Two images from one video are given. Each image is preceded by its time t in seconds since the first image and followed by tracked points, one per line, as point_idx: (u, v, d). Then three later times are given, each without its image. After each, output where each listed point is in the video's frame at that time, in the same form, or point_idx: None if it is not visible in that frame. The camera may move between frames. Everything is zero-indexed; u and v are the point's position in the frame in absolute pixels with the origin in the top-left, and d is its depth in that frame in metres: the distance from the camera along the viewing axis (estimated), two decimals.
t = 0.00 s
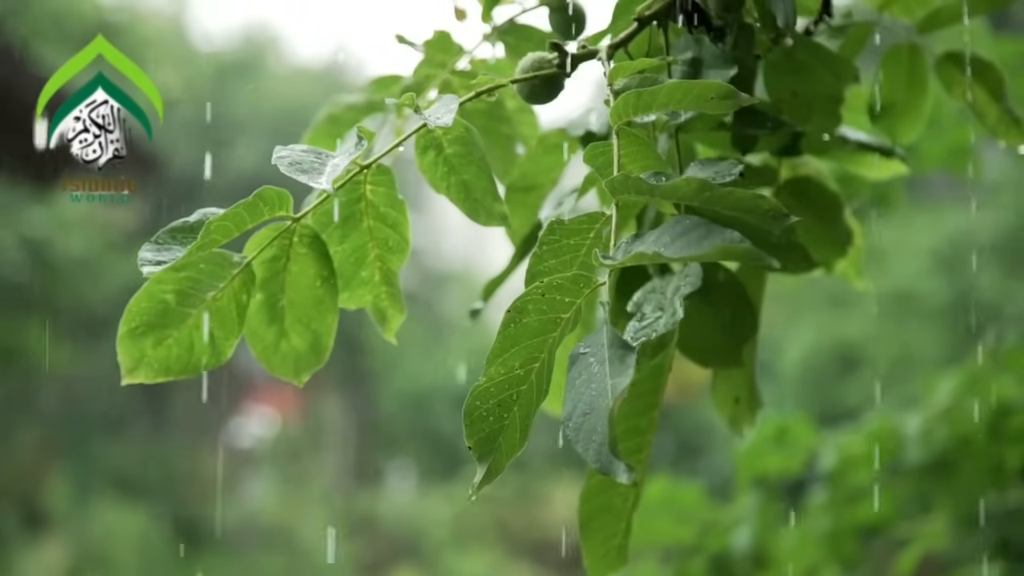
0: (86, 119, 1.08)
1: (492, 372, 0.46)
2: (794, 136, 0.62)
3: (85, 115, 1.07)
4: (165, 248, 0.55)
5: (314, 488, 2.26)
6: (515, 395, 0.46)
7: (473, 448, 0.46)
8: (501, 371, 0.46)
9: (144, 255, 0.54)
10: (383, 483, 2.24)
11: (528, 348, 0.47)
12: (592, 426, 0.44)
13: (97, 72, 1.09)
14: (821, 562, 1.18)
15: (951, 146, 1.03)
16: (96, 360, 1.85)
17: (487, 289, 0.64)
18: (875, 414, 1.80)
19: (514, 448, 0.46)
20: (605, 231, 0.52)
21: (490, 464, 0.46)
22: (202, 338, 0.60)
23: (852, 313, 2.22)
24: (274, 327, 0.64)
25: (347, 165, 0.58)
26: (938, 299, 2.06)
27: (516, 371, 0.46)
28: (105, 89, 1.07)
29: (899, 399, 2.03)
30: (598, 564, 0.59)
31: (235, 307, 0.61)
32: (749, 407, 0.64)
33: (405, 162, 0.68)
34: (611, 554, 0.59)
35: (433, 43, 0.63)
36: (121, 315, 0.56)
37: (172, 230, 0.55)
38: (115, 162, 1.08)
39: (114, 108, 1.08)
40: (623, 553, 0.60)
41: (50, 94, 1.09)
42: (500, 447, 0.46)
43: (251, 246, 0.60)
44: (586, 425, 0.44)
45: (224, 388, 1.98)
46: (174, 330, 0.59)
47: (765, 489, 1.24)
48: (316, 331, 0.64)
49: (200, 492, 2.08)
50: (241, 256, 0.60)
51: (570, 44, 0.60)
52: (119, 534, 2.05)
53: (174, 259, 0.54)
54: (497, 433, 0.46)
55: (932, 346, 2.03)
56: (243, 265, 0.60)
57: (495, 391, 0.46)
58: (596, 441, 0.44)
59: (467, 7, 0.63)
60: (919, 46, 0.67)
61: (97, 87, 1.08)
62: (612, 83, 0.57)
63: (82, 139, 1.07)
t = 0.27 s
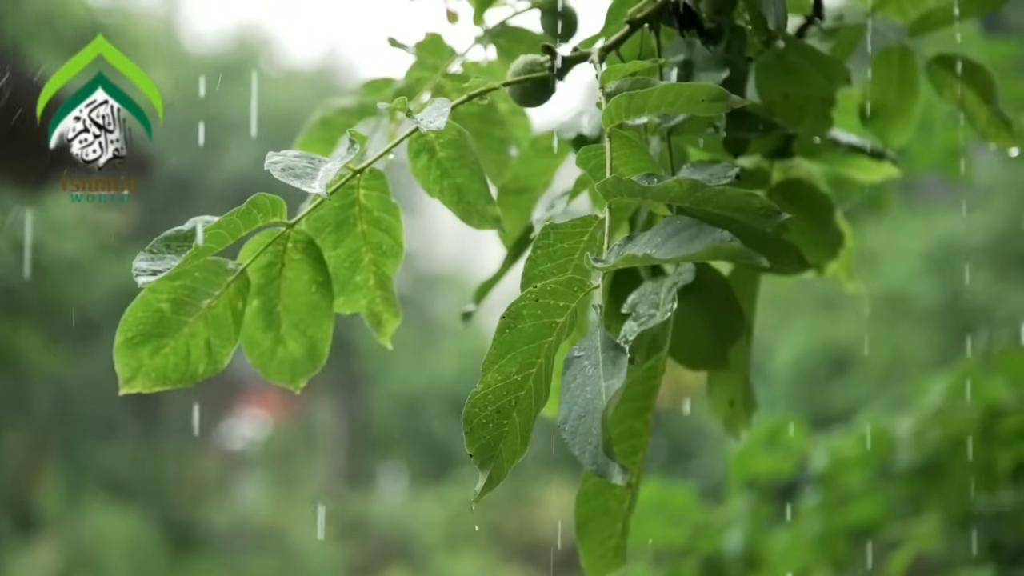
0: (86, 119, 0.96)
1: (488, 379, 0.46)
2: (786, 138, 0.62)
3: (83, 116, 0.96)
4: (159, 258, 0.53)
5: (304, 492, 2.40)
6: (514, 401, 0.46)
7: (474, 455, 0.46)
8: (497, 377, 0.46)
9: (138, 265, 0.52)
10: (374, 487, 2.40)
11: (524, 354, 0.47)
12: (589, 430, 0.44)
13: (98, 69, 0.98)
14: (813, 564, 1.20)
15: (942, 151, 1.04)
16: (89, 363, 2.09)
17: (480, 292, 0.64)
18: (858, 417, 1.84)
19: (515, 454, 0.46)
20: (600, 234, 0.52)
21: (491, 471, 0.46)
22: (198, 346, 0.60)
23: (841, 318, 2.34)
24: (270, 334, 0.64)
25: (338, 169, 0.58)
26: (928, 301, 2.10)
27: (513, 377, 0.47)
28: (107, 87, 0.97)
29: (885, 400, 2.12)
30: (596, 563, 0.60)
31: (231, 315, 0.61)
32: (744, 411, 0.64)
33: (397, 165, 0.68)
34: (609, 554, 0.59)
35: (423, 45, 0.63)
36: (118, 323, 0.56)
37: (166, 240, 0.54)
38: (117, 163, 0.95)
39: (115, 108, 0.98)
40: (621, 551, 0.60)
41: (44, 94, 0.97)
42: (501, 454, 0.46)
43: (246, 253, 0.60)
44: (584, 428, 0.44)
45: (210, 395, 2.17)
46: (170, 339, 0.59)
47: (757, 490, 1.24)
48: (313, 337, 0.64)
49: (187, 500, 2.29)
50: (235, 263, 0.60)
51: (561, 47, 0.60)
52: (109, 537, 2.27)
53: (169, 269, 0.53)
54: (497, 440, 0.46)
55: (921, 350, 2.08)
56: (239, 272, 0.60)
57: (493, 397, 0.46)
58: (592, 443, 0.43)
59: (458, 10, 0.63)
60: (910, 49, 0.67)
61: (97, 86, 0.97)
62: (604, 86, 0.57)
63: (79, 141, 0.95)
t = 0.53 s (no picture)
0: (86, 119, 0.95)
1: (472, 375, 0.46)
2: (776, 141, 0.62)
3: (84, 115, 0.94)
4: (146, 254, 0.54)
5: (293, 493, 2.33)
6: (494, 398, 0.46)
7: (451, 450, 0.46)
8: (481, 373, 0.46)
9: (126, 262, 0.53)
10: (365, 489, 2.31)
11: (508, 351, 0.47)
12: (575, 429, 0.44)
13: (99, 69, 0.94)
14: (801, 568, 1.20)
15: (930, 153, 1.05)
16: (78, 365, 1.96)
17: (469, 293, 0.64)
18: (851, 420, 1.84)
19: (491, 450, 0.46)
20: (588, 235, 0.52)
21: (468, 465, 0.46)
22: (181, 343, 0.60)
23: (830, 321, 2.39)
24: (256, 332, 0.64)
25: (327, 171, 0.58)
26: (917, 304, 2.13)
27: (495, 374, 0.47)
28: (106, 88, 0.93)
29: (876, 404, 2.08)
30: (586, 569, 0.59)
31: (217, 312, 0.61)
32: (731, 413, 0.64)
33: (387, 168, 0.68)
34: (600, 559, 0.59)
35: (413, 49, 0.63)
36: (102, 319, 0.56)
37: (154, 237, 0.54)
38: (117, 164, 0.94)
39: (115, 109, 0.94)
40: (613, 556, 0.59)
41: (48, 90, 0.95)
42: (478, 449, 0.46)
43: (232, 252, 0.60)
44: (570, 428, 0.44)
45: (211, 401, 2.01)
46: (154, 335, 0.59)
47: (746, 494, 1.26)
48: (299, 336, 0.64)
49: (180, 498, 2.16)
50: (222, 261, 0.60)
51: (550, 50, 0.60)
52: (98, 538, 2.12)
53: (157, 265, 0.53)
54: (475, 435, 0.46)
55: (911, 351, 2.09)
56: (225, 271, 0.60)
57: (474, 393, 0.46)
58: (580, 443, 0.44)
59: (447, 12, 0.63)
60: (898, 51, 0.67)
61: (97, 84, 0.94)
62: (594, 88, 0.57)
63: (78, 141, 0.95)
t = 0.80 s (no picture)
0: (87, 119, 0.91)
1: (470, 385, 0.46)
2: (765, 144, 0.62)
3: (84, 115, 0.91)
4: (135, 261, 0.54)
5: (283, 499, 2.06)
6: (494, 407, 0.46)
7: (454, 462, 0.46)
8: (479, 383, 0.46)
9: (115, 268, 0.54)
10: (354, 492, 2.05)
11: (504, 359, 0.47)
12: (567, 434, 0.44)
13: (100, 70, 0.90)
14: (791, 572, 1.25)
15: (920, 156, 1.06)
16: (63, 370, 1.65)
17: (460, 297, 0.64)
18: (842, 423, 1.85)
19: (496, 461, 0.46)
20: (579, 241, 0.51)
21: (472, 476, 0.46)
22: (173, 348, 0.60)
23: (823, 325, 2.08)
24: (247, 338, 0.64)
25: (317, 174, 0.58)
26: (906, 308, 1.97)
27: (494, 383, 0.47)
28: (106, 88, 0.89)
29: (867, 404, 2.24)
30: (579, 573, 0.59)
31: (208, 318, 0.61)
32: (722, 416, 0.65)
33: (376, 172, 0.68)
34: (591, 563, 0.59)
35: (403, 52, 0.63)
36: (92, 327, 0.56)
37: (143, 243, 0.55)
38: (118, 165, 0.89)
39: (116, 110, 0.90)
40: (603, 560, 0.59)
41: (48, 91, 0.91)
42: (482, 460, 0.46)
43: (223, 255, 0.60)
44: (562, 433, 0.44)
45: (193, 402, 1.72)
46: (146, 342, 0.59)
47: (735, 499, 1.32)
48: (290, 341, 0.64)
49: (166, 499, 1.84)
50: (213, 267, 0.60)
51: (541, 53, 0.61)
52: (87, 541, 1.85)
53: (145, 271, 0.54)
54: (478, 445, 0.46)
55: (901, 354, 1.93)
56: (216, 276, 0.60)
57: (473, 403, 0.46)
58: (570, 448, 0.43)
59: (438, 15, 0.63)
60: (887, 55, 0.67)
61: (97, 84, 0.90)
62: (584, 91, 0.57)
63: (78, 141, 0.91)
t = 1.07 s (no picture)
0: (86, 118, 0.88)
1: (457, 383, 0.46)
2: (756, 148, 0.62)
3: (83, 116, 0.88)
4: (128, 263, 0.54)
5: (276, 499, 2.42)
6: (478, 405, 0.46)
7: (435, 457, 0.46)
8: (466, 381, 0.46)
9: (107, 270, 0.53)
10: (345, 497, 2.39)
11: (492, 358, 0.47)
12: (559, 435, 0.44)
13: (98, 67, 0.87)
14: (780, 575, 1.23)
15: (910, 160, 1.06)
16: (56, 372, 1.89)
17: (450, 300, 0.64)
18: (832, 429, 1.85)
19: (475, 458, 0.46)
20: (569, 242, 0.52)
21: (452, 474, 0.46)
22: (167, 356, 0.60)
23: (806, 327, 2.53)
24: (239, 342, 0.63)
25: (310, 178, 0.58)
26: (898, 310, 2.33)
27: (480, 381, 0.46)
28: (106, 88, 0.87)
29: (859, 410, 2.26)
30: None
31: (201, 323, 0.60)
32: (713, 420, 0.65)
33: (367, 175, 0.68)
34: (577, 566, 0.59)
35: (394, 56, 0.63)
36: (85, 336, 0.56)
37: (136, 245, 0.54)
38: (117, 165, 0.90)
39: (117, 109, 0.88)
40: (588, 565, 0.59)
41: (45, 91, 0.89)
42: (461, 458, 0.46)
43: (214, 261, 0.60)
44: (553, 433, 0.44)
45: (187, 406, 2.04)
46: (139, 349, 0.59)
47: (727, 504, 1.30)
48: (282, 345, 0.64)
49: (154, 503, 2.12)
50: (204, 272, 0.60)
51: (531, 57, 0.60)
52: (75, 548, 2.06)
53: (139, 274, 0.53)
54: (460, 442, 0.46)
55: (892, 358, 2.32)
56: (207, 280, 0.60)
57: (458, 401, 0.46)
58: (563, 449, 0.43)
59: (428, 19, 0.63)
60: (878, 60, 0.67)
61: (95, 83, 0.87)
62: (575, 95, 0.57)
63: (79, 141, 0.90)
